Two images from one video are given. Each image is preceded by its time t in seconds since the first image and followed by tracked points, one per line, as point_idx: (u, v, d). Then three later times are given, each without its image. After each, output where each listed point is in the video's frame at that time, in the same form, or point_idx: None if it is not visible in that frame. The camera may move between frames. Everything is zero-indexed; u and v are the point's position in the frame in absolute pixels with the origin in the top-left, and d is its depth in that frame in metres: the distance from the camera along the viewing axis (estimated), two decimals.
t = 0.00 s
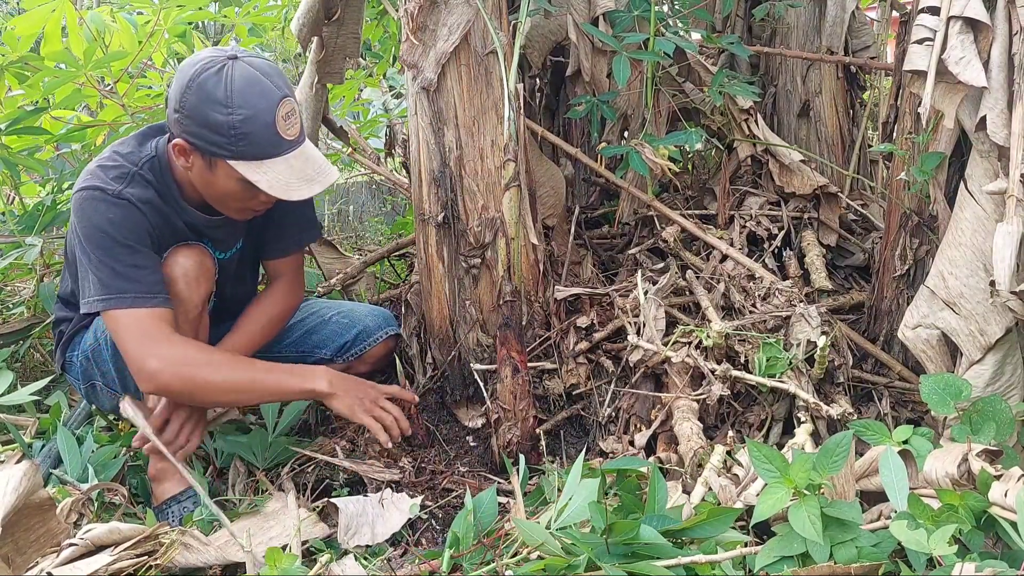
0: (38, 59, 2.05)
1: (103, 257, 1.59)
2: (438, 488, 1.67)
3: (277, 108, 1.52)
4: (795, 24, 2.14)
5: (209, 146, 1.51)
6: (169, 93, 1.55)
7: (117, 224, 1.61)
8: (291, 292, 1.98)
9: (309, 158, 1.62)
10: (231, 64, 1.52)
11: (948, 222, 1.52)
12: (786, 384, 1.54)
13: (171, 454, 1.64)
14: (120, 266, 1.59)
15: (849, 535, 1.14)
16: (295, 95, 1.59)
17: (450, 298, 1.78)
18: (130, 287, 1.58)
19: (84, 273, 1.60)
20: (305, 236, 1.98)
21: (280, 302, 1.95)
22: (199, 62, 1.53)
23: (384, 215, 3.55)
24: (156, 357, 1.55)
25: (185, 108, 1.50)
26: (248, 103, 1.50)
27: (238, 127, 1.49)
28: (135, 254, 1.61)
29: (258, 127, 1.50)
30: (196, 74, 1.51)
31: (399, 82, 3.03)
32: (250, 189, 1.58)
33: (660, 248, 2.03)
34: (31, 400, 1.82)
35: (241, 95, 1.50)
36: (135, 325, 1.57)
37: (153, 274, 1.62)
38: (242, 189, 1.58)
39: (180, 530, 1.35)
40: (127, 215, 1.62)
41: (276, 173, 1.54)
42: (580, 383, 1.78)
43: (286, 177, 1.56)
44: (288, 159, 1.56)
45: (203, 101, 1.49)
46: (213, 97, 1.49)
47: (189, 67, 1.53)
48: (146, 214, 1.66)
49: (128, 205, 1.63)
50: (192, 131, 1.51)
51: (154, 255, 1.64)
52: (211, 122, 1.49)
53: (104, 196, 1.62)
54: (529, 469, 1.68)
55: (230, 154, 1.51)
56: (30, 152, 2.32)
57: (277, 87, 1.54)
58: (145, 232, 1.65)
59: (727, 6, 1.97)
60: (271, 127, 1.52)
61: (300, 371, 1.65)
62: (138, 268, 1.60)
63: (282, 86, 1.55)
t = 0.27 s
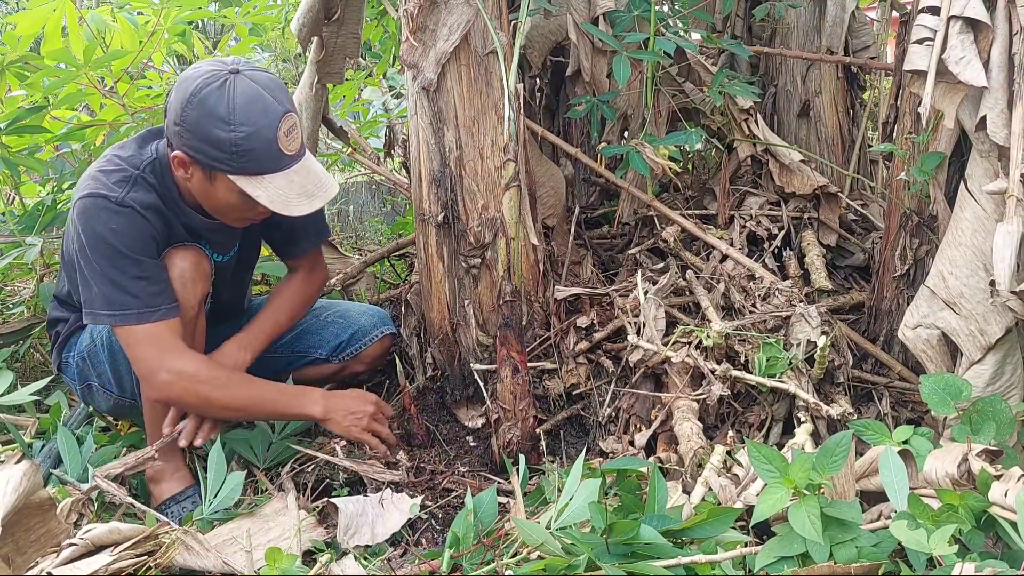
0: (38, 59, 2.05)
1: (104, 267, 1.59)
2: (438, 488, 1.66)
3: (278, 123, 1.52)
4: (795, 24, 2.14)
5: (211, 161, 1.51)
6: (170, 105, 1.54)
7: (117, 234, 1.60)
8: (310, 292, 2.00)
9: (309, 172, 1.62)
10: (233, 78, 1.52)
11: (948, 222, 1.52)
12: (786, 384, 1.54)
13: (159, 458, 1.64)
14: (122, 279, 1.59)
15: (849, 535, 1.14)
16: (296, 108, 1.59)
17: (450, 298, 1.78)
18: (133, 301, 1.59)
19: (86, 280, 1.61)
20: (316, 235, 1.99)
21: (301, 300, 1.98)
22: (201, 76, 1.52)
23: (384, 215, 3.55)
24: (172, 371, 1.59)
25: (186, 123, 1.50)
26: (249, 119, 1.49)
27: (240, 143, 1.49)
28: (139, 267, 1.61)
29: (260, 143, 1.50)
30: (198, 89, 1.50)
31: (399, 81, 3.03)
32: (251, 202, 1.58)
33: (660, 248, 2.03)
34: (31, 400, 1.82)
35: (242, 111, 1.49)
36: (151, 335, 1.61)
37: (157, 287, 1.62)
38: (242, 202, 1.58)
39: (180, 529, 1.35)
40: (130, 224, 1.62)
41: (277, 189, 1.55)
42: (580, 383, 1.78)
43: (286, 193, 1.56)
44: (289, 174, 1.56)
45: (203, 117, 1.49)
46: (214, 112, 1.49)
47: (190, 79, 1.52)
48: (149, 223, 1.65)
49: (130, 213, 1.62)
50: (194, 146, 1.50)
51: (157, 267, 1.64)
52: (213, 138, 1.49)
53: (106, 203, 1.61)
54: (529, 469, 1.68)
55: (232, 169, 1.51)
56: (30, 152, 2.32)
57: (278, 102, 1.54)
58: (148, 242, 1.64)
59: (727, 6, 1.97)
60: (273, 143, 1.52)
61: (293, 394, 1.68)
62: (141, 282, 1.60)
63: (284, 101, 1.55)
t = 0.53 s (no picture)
0: (38, 59, 2.05)
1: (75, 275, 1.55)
2: (438, 488, 1.66)
3: (285, 137, 1.51)
4: (795, 24, 2.14)
5: (216, 172, 1.51)
6: (179, 113, 1.54)
7: (106, 248, 1.56)
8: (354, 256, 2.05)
9: (314, 186, 1.62)
10: (242, 90, 1.51)
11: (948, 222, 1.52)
12: (786, 384, 1.54)
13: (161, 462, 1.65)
14: (91, 294, 1.54)
15: (849, 535, 1.14)
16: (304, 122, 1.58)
17: (450, 298, 1.78)
18: (89, 317, 1.54)
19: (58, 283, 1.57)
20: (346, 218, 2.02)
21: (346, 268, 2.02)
22: (212, 86, 1.52)
23: (384, 215, 3.56)
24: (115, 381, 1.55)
25: (193, 132, 1.50)
26: (256, 133, 1.49)
27: (245, 156, 1.49)
28: (108, 284, 1.55)
29: (265, 157, 1.50)
30: (207, 99, 1.50)
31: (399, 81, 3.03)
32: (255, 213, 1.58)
33: (660, 248, 2.03)
34: (31, 400, 1.82)
35: (249, 124, 1.49)
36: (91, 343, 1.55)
37: (125, 308, 1.57)
38: (246, 213, 1.58)
39: (180, 529, 1.35)
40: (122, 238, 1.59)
41: (280, 202, 1.55)
42: (580, 383, 1.78)
43: (290, 206, 1.56)
44: (293, 188, 1.56)
45: (210, 127, 1.49)
46: (221, 124, 1.48)
47: (200, 89, 1.52)
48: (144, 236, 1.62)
49: (126, 227, 1.59)
50: (201, 156, 1.50)
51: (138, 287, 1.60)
52: (219, 150, 1.49)
53: (104, 213, 1.58)
54: (529, 468, 1.68)
55: (237, 181, 1.51)
56: (30, 152, 2.32)
57: (287, 116, 1.53)
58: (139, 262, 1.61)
59: (727, 6, 1.97)
60: (279, 157, 1.51)
61: (289, 378, 1.66)
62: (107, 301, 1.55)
63: (292, 115, 1.55)
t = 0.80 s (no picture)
0: (38, 59, 2.05)
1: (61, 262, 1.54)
2: (438, 487, 1.66)
3: (286, 127, 1.51)
4: (795, 24, 2.14)
5: (216, 155, 1.52)
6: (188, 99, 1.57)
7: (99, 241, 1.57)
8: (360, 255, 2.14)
9: (314, 180, 1.61)
10: (250, 78, 1.52)
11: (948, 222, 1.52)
12: (786, 384, 1.54)
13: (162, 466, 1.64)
14: (76, 284, 1.54)
15: (850, 535, 1.14)
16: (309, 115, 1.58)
17: (450, 298, 1.78)
18: (71, 306, 1.53)
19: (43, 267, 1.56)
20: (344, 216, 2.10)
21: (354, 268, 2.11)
22: (220, 73, 1.54)
23: (384, 215, 3.55)
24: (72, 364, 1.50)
25: (198, 116, 1.51)
26: (256, 119, 1.49)
27: (245, 142, 1.50)
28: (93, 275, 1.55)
29: (263, 144, 1.50)
30: (213, 85, 1.52)
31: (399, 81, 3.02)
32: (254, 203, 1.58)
33: (660, 248, 2.03)
34: (32, 400, 1.82)
35: (252, 111, 1.49)
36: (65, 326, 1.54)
37: (109, 301, 1.57)
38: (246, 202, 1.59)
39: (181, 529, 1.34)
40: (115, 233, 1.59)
41: (277, 191, 1.55)
42: (580, 383, 1.78)
43: (286, 198, 1.56)
44: (292, 179, 1.56)
45: (214, 111, 1.50)
46: (225, 109, 1.50)
47: (211, 74, 1.54)
48: (139, 231, 1.63)
49: (123, 222, 1.60)
50: (203, 139, 1.52)
51: (127, 282, 1.60)
52: (220, 133, 1.50)
53: (103, 206, 1.59)
54: (529, 468, 1.68)
55: (235, 167, 1.51)
56: (30, 152, 2.32)
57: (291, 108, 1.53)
58: (134, 258, 1.61)
59: (727, 5, 1.97)
60: (278, 146, 1.51)
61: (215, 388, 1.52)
62: (92, 292, 1.54)
63: (297, 107, 1.55)
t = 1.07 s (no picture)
0: (37, 59, 2.04)
1: (60, 257, 1.56)
2: (438, 487, 1.66)
3: (280, 116, 1.51)
4: (795, 24, 2.14)
5: (211, 144, 1.52)
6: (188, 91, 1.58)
7: (97, 241, 1.58)
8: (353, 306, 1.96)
9: (309, 173, 1.59)
10: (248, 69, 1.53)
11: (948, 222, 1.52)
12: (786, 384, 1.54)
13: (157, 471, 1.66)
14: (73, 282, 1.55)
15: (849, 535, 1.14)
16: (307, 107, 1.58)
17: (450, 298, 1.79)
18: (67, 302, 1.55)
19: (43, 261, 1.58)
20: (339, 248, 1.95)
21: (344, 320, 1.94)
22: (220, 65, 1.55)
23: (384, 215, 3.56)
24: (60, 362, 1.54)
25: (196, 105, 1.52)
26: (252, 108, 1.50)
27: (239, 129, 1.50)
28: (90, 274, 1.57)
29: (257, 132, 1.50)
30: (211, 75, 1.53)
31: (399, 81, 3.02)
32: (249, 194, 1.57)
33: (660, 248, 2.03)
34: (32, 400, 1.82)
35: (247, 100, 1.50)
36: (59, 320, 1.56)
37: (103, 301, 1.58)
38: (241, 193, 1.57)
39: (181, 529, 1.35)
40: (115, 233, 1.60)
41: (268, 182, 1.53)
42: (580, 383, 1.78)
43: (278, 188, 1.54)
44: (286, 169, 1.54)
45: (210, 100, 1.51)
46: (221, 97, 1.50)
47: (212, 66, 1.55)
48: (139, 232, 1.63)
49: (123, 223, 1.61)
50: (199, 129, 1.52)
51: (124, 283, 1.61)
52: (215, 121, 1.50)
53: (103, 208, 1.59)
54: (529, 468, 1.68)
55: (230, 155, 1.51)
56: (30, 152, 2.33)
57: (287, 99, 1.53)
58: (133, 260, 1.62)
59: (727, 5, 1.97)
60: (272, 135, 1.51)
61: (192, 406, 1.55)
62: (88, 291, 1.56)
63: (294, 99, 1.54)
